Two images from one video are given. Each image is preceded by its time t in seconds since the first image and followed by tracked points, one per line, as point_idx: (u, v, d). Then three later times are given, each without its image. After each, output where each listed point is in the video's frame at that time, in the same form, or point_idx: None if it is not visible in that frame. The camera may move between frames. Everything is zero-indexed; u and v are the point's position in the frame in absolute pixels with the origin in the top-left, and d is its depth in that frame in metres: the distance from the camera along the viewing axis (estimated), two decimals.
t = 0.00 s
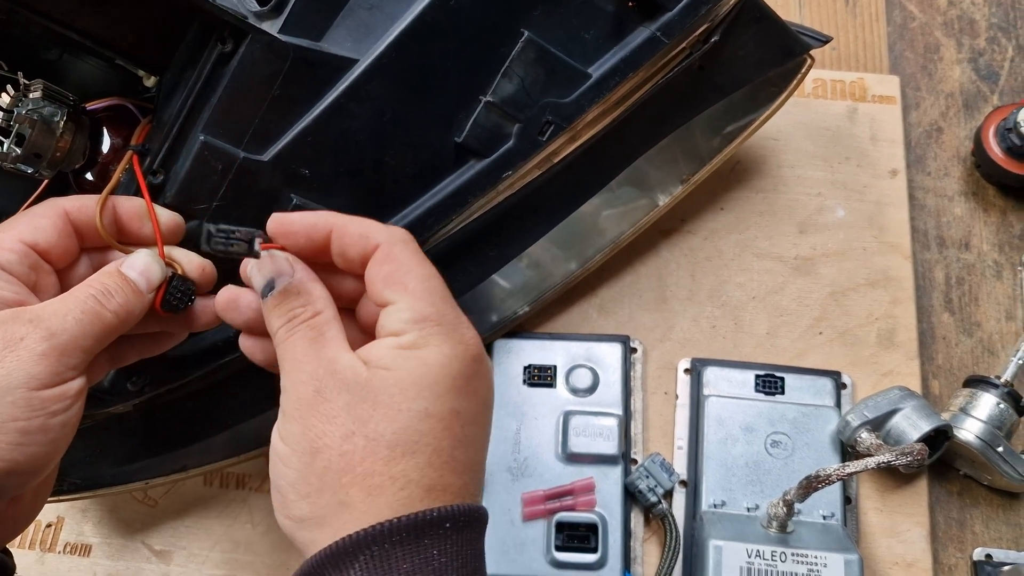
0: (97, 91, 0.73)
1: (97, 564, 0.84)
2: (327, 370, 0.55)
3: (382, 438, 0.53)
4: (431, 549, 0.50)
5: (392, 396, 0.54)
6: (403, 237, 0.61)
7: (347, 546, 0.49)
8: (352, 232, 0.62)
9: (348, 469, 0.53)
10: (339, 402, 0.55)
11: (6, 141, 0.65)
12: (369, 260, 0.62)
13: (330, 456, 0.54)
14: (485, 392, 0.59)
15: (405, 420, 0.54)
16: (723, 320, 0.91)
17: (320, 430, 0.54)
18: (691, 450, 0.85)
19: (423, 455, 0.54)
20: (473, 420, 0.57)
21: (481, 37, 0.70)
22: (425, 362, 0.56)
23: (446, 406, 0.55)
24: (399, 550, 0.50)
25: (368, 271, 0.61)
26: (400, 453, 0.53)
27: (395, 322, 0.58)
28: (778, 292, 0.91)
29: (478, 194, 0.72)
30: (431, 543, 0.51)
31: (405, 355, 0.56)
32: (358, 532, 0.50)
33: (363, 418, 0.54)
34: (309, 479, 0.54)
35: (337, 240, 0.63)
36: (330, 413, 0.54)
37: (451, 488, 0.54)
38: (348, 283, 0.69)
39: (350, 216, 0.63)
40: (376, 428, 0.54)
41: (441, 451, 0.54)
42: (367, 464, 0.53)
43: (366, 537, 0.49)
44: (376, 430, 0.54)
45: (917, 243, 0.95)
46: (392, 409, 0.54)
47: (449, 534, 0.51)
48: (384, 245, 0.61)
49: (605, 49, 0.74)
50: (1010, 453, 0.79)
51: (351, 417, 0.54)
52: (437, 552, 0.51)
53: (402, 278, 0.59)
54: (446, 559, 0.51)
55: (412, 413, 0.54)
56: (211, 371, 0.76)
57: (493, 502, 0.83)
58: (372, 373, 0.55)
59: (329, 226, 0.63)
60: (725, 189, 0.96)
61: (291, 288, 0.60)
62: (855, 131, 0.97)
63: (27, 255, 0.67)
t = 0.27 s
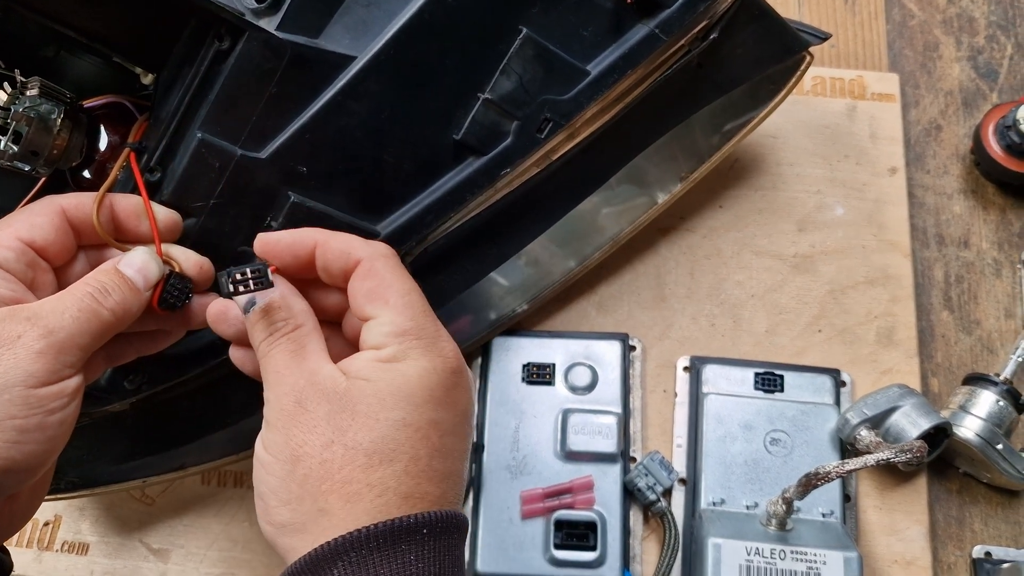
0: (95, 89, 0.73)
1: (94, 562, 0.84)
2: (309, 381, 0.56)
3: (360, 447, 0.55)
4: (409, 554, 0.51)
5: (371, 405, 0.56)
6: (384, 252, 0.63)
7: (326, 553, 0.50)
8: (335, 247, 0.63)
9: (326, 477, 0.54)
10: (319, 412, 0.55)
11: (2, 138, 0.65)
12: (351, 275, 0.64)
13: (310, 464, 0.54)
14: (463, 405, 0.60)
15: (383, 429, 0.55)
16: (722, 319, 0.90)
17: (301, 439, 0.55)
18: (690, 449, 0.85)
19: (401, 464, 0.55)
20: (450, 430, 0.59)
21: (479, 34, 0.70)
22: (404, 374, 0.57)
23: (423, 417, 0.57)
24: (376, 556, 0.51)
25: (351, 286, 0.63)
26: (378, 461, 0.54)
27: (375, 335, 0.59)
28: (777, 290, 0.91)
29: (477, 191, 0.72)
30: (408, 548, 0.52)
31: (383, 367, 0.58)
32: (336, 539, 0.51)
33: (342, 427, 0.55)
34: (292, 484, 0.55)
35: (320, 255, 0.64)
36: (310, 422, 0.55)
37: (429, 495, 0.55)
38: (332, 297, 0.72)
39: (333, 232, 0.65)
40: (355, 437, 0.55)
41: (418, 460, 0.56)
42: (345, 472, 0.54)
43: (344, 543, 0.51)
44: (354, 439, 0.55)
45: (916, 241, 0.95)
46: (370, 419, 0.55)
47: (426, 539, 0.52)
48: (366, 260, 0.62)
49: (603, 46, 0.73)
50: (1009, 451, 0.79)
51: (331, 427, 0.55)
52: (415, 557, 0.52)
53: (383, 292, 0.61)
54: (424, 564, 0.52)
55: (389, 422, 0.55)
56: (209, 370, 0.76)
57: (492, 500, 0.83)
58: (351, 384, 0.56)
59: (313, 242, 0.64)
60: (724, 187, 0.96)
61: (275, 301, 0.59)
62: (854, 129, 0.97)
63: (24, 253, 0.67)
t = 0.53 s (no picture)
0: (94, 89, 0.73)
1: (93, 562, 0.84)
2: (301, 381, 0.56)
3: (355, 446, 0.55)
4: (404, 554, 0.51)
5: (365, 404, 0.56)
6: (374, 252, 0.63)
7: (321, 553, 0.50)
8: (325, 249, 0.63)
9: (321, 476, 0.54)
10: (312, 411, 0.55)
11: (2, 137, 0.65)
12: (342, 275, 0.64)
13: (305, 464, 0.54)
14: (459, 405, 0.60)
15: (378, 428, 0.55)
16: (721, 318, 0.90)
17: (295, 439, 0.55)
18: (689, 448, 0.85)
19: (395, 463, 0.55)
20: (446, 430, 0.59)
21: (477, 34, 0.70)
22: (399, 373, 0.57)
23: (418, 416, 0.57)
24: (371, 556, 0.50)
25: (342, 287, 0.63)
26: (372, 460, 0.54)
27: (369, 335, 0.59)
28: (776, 290, 0.91)
29: (476, 191, 0.72)
30: (403, 547, 0.51)
31: (378, 366, 0.57)
32: (330, 539, 0.51)
33: (336, 426, 0.55)
34: (287, 485, 0.54)
35: (310, 257, 0.64)
36: (304, 422, 0.55)
37: (424, 495, 0.55)
38: (325, 297, 0.72)
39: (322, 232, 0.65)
40: (350, 436, 0.55)
41: (413, 459, 0.56)
42: (340, 471, 0.54)
43: (338, 543, 0.50)
44: (348, 438, 0.55)
45: (915, 241, 0.95)
46: (365, 418, 0.55)
47: (422, 539, 0.52)
48: (357, 260, 0.62)
49: (602, 46, 0.73)
50: (1007, 450, 0.79)
51: (325, 426, 0.55)
52: (409, 556, 0.52)
53: (376, 291, 0.61)
54: (419, 563, 0.52)
55: (384, 421, 0.55)
56: (208, 369, 0.76)
57: (491, 500, 0.83)
58: (345, 383, 0.56)
59: (302, 243, 0.64)
60: (722, 186, 0.96)
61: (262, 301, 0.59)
62: (852, 129, 0.97)
63: (24, 252, 0.67)
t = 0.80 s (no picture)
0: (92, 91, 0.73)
1: (92, 563, 0.84)
2: (289, 388, 0.56)
3: (344, 453, 0.55)
4: (395, 560, 0.51)
5: (354, 411, 0.56)
6: (361, 258, 0.63)
7: (312, 560, 0.50)
8: (310, 255, 0.63)
9: (310, 484, 0.54)
10: (301, 419, 0.55)
11: None
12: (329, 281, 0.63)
13: (294, 471, 0.54)
14: (449, 409, 0.60)
15: (367, 435, 0.55)
16: (719, 319, 0.91)
17: (284, 447, 0.55)
18: (687, 449, 0.85)
19: (385, 470, 0.55)
20: (436, 434, 0.59)
21: (475, 35, 0.70)
22: (388, 380, 0.57)
23: (407, 422, 0.57)
24: (361, 562, 0.51)
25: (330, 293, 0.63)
26: (362, 467, 0.55)
27: (357, 342, 0.59)
28: (774, 291, 0.91)
29: (474, 193, 0.72)
30: (394, 553, 0.52)
31: (367, 373, 0.57)
32: (320, 546, 0.51)
33: (325, 433, 0.55)
34: (277, 492, 0.55)
35: (295, 263, 0.64)
36: (293, 430, 0.55)
37: (414, 500, 0.56)
38: (313, 303, 0.72)
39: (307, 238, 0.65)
40: (339, 443, 0.55)
41: (403, 465, 0.56)
42: (329, 479, 0.54)
43: (328, 550, 0.51)
44: (338, 445, 0.55)
45: (913, 241, 0.96)
46: (354, 425, 0.55)
47: (413, 544, 0.52)
48: (343, 267, 0.62)
49: (600, 47, 0.74)
50: (1005, 451, 0.79)
51: (314, 433, 0.55)
52: (400, 562, 0.52)
53: (363, 298, 0.60)
54: (410, 569, 0.52)
55: (373, 428, 0.56)
56: (206, 370, 0.76)
57: (489, 500, 0.83)
58: (333, 390, 0.56)
59: (288, 250, 0.64)
60: (720, 187, 0.96)
61: (246, 309, 0.59)
62: (850, 130, 0.97)
63: (22, 254, 0.67)
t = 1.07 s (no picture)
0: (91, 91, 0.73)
1: (90, 563, 0.84)
2: (281, 389, 0.56)
3: (337, 453, 0.55)
4: (388, 561, 0.51)
5: (347, 412, 0.56)
6: (352, 259, 0.63)
7: (304, 560, 0.50)
8: (300, 257, 0.63)
9: (303, 485, 0.54)
10: (293, 420, 0.55)
11: None
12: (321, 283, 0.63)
13: (287, 473, 0.54)
14: (442, 409, 0.60)
15: (360, 436, 0.55)
16: (717, 319, 0.91)
17: (276, 448, 0.55)
18: (685, 449, 0.85)
19: (378, 471, 0.55)
20: (429, 434, 0.59)
21: (472, 35, 0.70)
22: (381, 380, 0.57)
23: (400, 422, 0.57)
24: (354, 563, 0.50)
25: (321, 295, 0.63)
26: (355, 467, 0.55)
27: (350, 343, 0.59)
28: (772, 290, 0.91)
29: (471, 193, 0.72)
30: (386, 554, 0.51)
31: (359, 373, 0.57)
32: (312, 548, 0.51)
33: (318, 434, 0.55)
34: (270, 494, 0.54)
35: (286, 265, 0.64)
36: (285, 431, 0.55)
37: (408, 501, 0.56)
38: (306, 306, 0.72)
39: (297, 240, 0.65)
40: (332, 444, 0.55)
41: (396, 465, 0.56)
42: (322, 480, 0.54)
43: (321, 551, 0.50)
44: (331, 446, 0.55)
45: (911, 241, 0.95)
46: (347, 425, 0.55)
47: (405, 545, 0.52)
48: (334, 268, 0.62)
49: (598, 47, 0.73)
50: (1003, 451, 0.79)
51: (306, 434, 0.55)
52: (393, 563, 0.51)
53: (355, 299, 0.61)
54: (402, 570, 0.51)
55: (366, 428, 0.56)
56: (203, 371, 0.76)
57: (487, 501, 0.83)
58: (325, 391, 0.56)
59: (278, 252, 0.64)
60: (718, 187, 0.96)
61: (235, 312, 0.60)
62: (849, 129, 0.97)
63: (19, 255, 0.67)
